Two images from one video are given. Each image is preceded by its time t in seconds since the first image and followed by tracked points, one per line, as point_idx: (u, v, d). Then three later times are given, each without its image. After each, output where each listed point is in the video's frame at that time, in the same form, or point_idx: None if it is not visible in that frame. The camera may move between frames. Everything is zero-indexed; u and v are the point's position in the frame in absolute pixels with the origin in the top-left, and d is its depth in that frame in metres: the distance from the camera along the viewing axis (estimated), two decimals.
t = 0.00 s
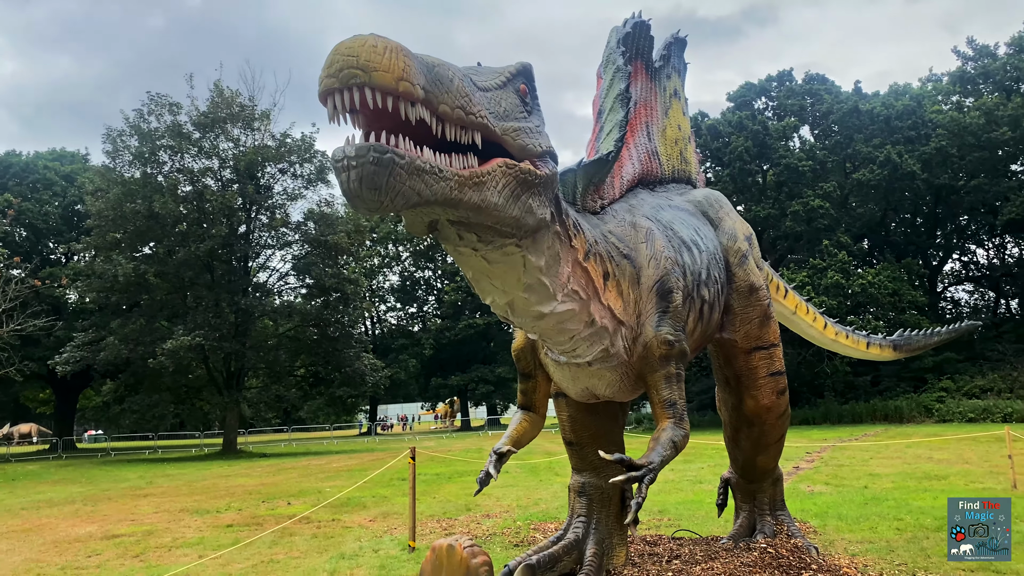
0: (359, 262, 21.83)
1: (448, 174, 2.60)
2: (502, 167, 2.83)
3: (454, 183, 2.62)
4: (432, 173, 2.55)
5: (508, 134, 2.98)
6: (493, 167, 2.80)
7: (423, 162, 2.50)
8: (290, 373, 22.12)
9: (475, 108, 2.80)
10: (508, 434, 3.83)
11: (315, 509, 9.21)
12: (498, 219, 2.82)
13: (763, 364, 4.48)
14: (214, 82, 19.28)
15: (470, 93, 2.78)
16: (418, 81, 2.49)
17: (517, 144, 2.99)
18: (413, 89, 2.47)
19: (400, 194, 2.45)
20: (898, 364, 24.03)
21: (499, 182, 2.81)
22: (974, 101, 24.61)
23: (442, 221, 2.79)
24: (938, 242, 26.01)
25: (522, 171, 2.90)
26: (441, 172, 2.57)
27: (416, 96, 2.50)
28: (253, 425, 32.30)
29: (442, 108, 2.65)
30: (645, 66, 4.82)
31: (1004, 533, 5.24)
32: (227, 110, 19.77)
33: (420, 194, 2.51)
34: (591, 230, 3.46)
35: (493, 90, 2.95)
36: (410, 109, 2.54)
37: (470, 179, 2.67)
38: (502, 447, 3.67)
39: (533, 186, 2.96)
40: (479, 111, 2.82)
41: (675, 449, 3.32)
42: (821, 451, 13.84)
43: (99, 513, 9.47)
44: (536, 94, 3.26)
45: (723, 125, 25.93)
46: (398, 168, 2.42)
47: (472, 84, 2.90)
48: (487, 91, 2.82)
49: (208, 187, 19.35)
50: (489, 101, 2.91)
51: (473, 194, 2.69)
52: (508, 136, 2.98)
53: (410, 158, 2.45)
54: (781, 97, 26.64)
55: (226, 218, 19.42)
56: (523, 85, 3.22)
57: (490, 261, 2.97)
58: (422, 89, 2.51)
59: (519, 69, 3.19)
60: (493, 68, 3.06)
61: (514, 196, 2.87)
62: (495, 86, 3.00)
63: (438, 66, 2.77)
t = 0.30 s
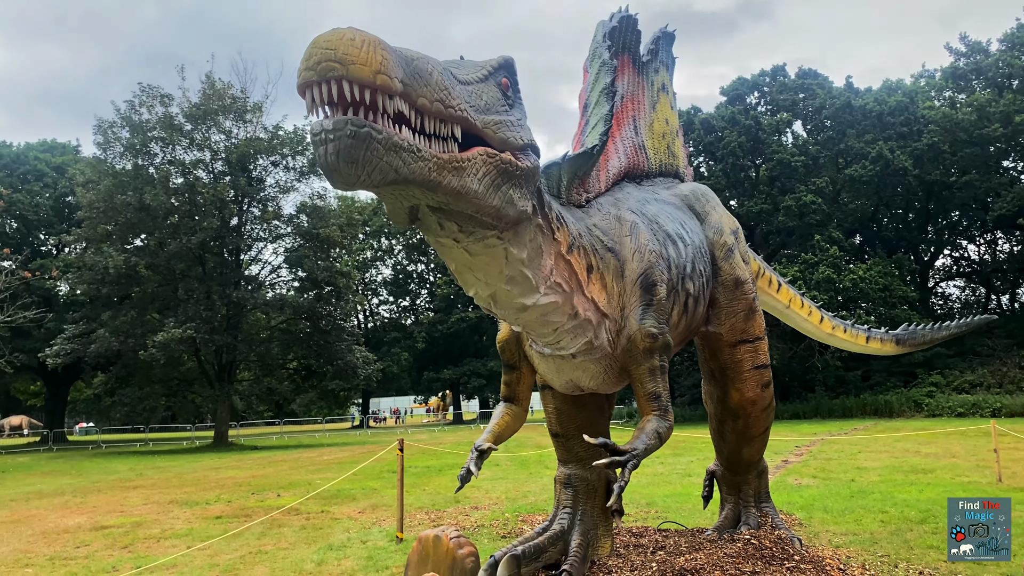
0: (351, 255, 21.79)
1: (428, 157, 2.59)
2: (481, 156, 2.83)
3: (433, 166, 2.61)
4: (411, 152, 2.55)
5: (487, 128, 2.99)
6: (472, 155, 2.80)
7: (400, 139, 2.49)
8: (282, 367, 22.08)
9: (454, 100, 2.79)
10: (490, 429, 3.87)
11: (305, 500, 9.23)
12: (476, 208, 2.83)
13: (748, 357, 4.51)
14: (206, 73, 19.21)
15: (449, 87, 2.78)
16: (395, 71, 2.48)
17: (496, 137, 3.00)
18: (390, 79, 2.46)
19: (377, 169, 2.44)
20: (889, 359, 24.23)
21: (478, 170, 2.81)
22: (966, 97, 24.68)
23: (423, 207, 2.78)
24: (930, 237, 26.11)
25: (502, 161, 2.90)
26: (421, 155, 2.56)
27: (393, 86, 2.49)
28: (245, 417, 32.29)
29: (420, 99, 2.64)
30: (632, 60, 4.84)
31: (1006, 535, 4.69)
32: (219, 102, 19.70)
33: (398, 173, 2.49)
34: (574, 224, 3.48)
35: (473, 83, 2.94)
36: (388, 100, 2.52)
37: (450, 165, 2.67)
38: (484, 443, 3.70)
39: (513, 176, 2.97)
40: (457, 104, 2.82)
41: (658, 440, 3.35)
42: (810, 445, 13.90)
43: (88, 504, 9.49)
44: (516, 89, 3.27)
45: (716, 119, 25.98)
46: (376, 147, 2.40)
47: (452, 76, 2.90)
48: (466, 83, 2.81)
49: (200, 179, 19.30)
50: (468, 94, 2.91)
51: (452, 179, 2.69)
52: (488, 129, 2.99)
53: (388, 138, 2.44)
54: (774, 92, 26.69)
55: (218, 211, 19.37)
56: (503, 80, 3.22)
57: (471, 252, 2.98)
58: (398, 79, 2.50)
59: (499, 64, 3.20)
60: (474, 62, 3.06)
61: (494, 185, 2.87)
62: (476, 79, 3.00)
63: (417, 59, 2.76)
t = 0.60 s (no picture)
0: (346, 250, 21.78)
1: (395, 149, 2.58)
2: (456, 150, 2.83)
3: (401, 159, 2.60)
4: (378, 144, 2.54)
5: (465, 124, 2.97)
6: (445, 150, 2.79)
7: (365, 132, 2.48)
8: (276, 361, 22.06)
9: (426, 97, 2.77)
10: (475, 423, 3.90)
11: (298, 493, 9.25)
12: (453, 202, 2.83)
13: (737, 352, 4.54)
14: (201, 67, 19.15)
15: (420, 82, 2.75)
16: (359, 68, 2.46)
17: (473, 133, 2.98)
18: (354, 77, 2.43)
19: (340, 160, 2.44)
20: (882, 355, 24.47)
21: (452, 163, 2.80)
22: (961, 94, 24.73)
23: (397, 201, 2.79)
24: (924, 233, 26.20)
25: (478, 156, 2.90)
26: (386, 148, 2.55)
27: (357, 84, 2.47)
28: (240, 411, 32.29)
29: (388, 97, 2.62)
30: (623, 57, 4.86)
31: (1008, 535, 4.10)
32: (214, 96, 19.65)
33: (361, 165, 2.48)
34: (562, 219, 3.51)
35: (448, 80, 2.92)
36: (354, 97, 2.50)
37: (420, 158, 2.66)
38: (469, 439, 3.72)
39: (491, 171, 2.97)
40: (430, 100, 2.80)
41: (646, 432, 3.38)
42: (802, 440, 13.95)
43: (81, 496, 9.50)
44: (497, 85, 3.24)
45: (711, 115, 26.01)
46: (337, 138, 2.39)
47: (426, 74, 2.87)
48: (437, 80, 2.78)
49: (195, 173, 19.26)
50: (442, 90, 2.88)
51: (423, 172, 2.68)
52: (465, 125, 2.97)
53: (350, 129, 2.43)
54: (769, 88, 26.71)
55: (213, 204, 19.34)
56: (483, 76, 3.19)
57: (453, 247, 3.01)
58: (363, 76, 2.48)
59: (478, 59, 3.17)
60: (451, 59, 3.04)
61: (471, 180, 2.88)
62: (452, 76, 2.98)
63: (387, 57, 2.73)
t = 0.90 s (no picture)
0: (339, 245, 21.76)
1: (354, 159, 2.61)
2: (425, 154, 2.85)
3: (361, 168, 2.63)
4: (335, 156, 2.57)
5: (436, 125, 2.99)
6: (412, 155, 2.81)
7: (320, 145, 2.52)
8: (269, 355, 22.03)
9: (389, 100, 2.78)
10: (463, 419, 3.93)
11: (291, 488, 9.27)
12: (425, 204, 2.86)
13: (725, 349, 4.59)
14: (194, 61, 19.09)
15: (382, 85, 2.77)
16: (310, 74, 2.49)
17: (444, 134, 3.00)
18: (304, 82, 2.47)
19: (294, 175, 2.48)
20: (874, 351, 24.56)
21: (420, 167, 2.82)
22: (954, 92, 24.81)
23: (367, 205, 2.83)
24: (917, 230, 26.30)
25: (451, 158, 2.92)
26: (344, 159, 2.58)
27: (309, 89, 2.50)
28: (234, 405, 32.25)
29: (346, 100, 2.64)
30: (614, 56, 4.87)
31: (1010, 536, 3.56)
32: (208, 90, 19.60)
33: (317, 178, 2.52)
34: (552, 218, 3.55)
35: (417, 81, 2.92)
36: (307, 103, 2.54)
37: (382, 165, 2.68)
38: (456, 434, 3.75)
39: (466, 173, 2.98)
40: (395, 104, 2.81)
41: (635, 428, 3.41)
42: (793, 436, 14.00)
43: (74, 491, 9.50)
44: (475, 86, 3.25)
45: (705, 112, 26.07)
46: (287, 153, 2.44)
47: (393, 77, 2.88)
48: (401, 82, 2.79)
49: (189, 167, 19.21)
50: (408, 93, 2.89)
51: (386, 178, 2.71)
52: (436, 126, 2.98)
53: (302, 143, 2.47)
54: (763, 85, 26.73)
55: (207, 199, 19.34)
56: (460, 77, 3.19)
57: (435, 246, 3.05)
58: (314, 81, 2.51)
59: (454, 60, 3.17)
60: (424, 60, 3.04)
61: (443, 182, 2.90)
62: (422, 78, 2.98)
63: (349, 61, 2.76)
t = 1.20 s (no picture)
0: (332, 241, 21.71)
1: (316, 173, 2.68)
2: (397, 161, 2.89)
3: (324, 181, 2.70)
4: (298, 174, 2.65)
5: (411, 127, 3.02)
6: (383, 162, 2.85)
7: (280, 167, 2.60)
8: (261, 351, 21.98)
9: (355, 103, 2.83)
10: (456, 412, 3.94)
11: (285, 484, 9.27)
12: (402, 207, 2.91)
13: (716, 346, 4.63)
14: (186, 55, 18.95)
15: (348, 88, 2.81)
16: (266, 80, 2.57)
17: (420, 135, 3.03)
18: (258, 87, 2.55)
19: (254, 199, 2.58)
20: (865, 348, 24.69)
21: (393, 173, 2.87)
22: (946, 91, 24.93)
23: (342, 213, 2.90)
24: (908, 228, 26.46)
25: (426, 162, 2.95)
26: (305, 175, 2.65)
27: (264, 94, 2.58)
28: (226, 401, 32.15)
29: (308, 104, 2.70)
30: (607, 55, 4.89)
31: (1009, 535, 3.67)
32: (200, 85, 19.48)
33: (277, 199, 2.61)
34: (545, 216, 3.58)
35: (389, 84, 2.95)
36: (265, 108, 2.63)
37: (348, 175, 2.74)
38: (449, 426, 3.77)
39: (444, 175, 3.01)
40: (362, 107, 2.85)
41: (628, 422, 3.45)
42: (784, 432, 14.11)
43: (67, 487, 9.48)
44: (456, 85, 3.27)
45: (698, 110, 26.10)
46: (244, 177, 2.53)
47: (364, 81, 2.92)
48: (366, 85, 2.82)
49: (181, 162, 19.09)
50: (378, 95, 2.92)
51: (353, 188, 2.76)
52: (411, 127, 3.01)
53: (261, 166, 2.56)
54: (756, 83, 26.61)
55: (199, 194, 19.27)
56: (439, 77, 3.20)
57: (421, 245, 3.11)
58: (270, 86, 2.58)
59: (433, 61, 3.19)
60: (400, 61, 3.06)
61: (420, 184, 2.93)
62: (396, 79, 3.01)
63: (316, 65, 2.81)
